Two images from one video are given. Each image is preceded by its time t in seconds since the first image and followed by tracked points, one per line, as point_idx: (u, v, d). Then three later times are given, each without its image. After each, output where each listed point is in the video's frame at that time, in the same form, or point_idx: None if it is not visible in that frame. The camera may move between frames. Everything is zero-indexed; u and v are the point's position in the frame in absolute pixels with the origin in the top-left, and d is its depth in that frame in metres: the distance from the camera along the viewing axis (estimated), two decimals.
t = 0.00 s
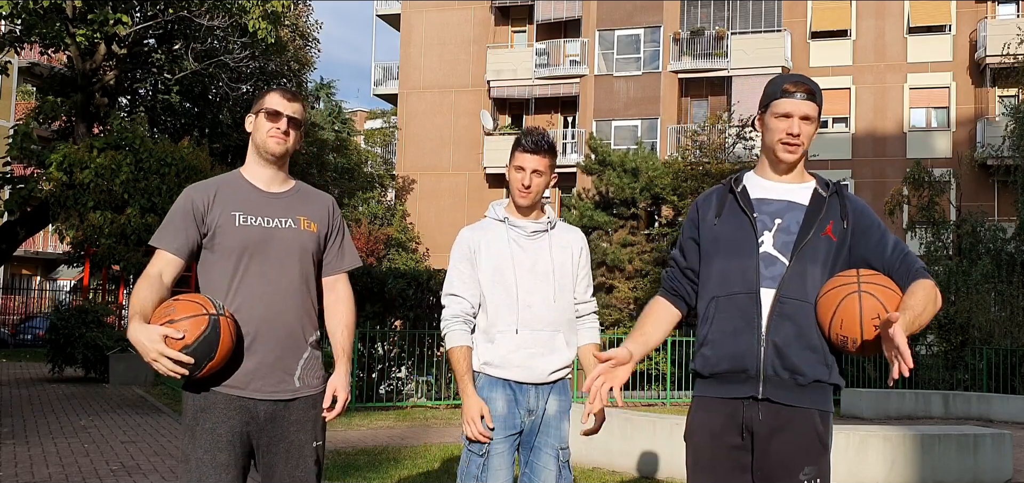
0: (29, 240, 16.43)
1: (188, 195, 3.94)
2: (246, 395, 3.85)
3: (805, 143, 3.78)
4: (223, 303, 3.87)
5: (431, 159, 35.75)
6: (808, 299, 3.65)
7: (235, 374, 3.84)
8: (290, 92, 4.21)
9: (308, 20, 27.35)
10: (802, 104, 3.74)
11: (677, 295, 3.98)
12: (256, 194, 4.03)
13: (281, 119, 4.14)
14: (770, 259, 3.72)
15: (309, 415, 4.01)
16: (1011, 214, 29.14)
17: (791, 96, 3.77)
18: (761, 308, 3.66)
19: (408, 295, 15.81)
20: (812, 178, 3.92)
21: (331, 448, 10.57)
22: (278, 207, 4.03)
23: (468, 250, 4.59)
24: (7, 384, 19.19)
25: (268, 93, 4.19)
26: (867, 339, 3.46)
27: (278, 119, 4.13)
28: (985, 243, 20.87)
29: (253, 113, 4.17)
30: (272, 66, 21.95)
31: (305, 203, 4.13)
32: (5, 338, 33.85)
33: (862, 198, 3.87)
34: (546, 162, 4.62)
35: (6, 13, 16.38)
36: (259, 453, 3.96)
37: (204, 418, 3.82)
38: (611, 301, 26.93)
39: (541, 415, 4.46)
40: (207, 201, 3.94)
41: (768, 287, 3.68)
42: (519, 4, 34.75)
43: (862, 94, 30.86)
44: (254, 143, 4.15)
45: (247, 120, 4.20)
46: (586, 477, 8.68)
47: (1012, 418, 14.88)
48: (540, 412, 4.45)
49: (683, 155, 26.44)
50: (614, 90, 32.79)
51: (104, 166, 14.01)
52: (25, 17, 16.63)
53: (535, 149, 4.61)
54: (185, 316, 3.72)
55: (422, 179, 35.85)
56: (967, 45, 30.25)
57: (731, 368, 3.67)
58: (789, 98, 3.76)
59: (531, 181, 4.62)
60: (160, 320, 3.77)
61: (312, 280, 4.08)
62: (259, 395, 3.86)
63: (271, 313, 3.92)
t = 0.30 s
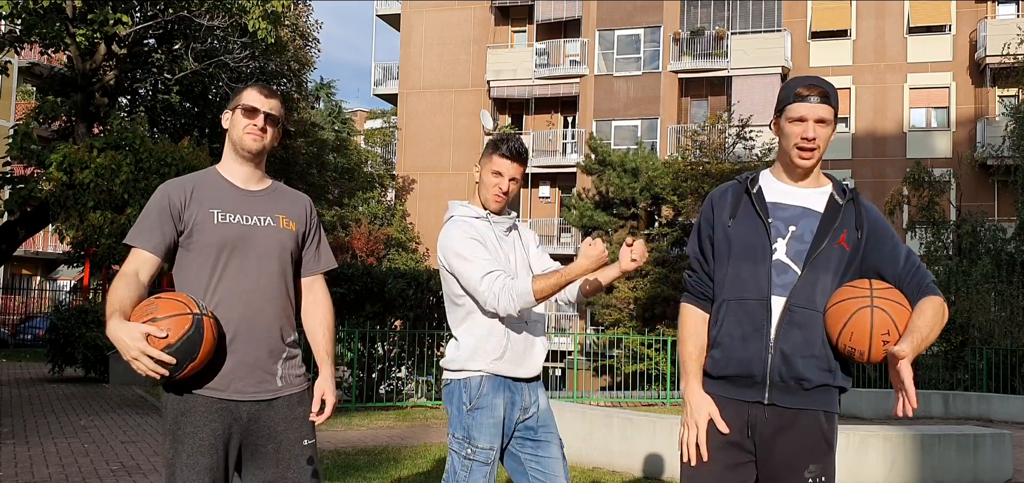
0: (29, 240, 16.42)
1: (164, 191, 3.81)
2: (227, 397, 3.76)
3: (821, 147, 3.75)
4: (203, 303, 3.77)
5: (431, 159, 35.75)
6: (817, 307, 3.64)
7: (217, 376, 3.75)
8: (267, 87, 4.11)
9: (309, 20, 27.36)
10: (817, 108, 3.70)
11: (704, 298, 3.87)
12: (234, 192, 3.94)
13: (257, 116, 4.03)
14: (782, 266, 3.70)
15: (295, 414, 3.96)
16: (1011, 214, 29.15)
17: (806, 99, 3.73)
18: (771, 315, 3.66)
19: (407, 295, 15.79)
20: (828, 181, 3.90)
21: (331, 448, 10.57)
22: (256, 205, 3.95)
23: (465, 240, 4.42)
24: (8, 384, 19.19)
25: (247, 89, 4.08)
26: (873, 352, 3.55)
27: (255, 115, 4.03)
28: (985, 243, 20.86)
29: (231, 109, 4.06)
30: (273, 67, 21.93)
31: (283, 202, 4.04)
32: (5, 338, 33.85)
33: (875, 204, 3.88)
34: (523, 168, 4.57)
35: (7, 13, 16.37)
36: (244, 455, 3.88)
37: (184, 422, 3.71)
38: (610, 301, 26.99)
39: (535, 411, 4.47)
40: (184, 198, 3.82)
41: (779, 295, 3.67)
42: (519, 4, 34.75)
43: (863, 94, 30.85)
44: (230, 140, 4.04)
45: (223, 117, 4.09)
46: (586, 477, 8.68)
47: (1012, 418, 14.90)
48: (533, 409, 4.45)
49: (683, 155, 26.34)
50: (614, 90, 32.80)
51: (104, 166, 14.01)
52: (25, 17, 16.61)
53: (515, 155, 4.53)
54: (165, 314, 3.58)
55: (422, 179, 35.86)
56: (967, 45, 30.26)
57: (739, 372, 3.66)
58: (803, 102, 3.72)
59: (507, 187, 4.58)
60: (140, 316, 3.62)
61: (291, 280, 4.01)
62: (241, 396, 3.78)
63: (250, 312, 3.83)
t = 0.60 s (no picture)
0: (29, 240, 16.42)
1: (159, 193, 3.80)
2: (226, 399, 3.76)
3: (810, 145, 3.76)
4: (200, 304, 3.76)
5: (431, 160, 35.75)
6: (812, 306, 3.63)
7: (214, 377, 3.75)
8: (261, 86, 4.12)
9: (309, 20, 27.35)
10: (808, 106, 3.72)
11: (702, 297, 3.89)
12: (228, 191, 3.93)
13: (252, 115, 4.03)
14: (776, 265, 3.70)
15: (293, 415, 3.96)
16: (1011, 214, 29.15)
17: (797, 97, 3.76)
18: (765, 314, 3.66)
19: (407, 295, 15.79)
20: (825, 181, 3.90)
21: (331, 448, 10.57)
22: (252, 205, 3.94)
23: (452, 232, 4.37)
24: (8, 384, 19.20)
25: (241, 88, 4.09)
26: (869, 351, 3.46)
27: (250, 115, 4.03)
28: (985, 243, 20.86)
29: (226, 108, 4.05)
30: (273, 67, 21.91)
31: (279, 201, 4.04)
32: (5, 338, 33.85)
33: (872, 203, 3.86)
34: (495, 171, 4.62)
35: (7, 13, 16.37)
36: (243, 457, 3.89)
37: (184, 424, 3.72)
38: (610, 301, 27.00)
39: (530, 407, 4.47)
40: (179, 199, 3.81)
41: (772, 293, 3.67)
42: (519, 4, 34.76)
43: (863, 95, 30.85)
44: (225, 140, 4.04)
45: (217, 116, 4.07)
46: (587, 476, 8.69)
47: (1012, 418, 14.90)
48: (528, 407, 4.46)
49: (683, 155, 26.31)
50: (614, 90, 32.80)
51: (104, 166, 14.01)
52: (25, 17, 16.61)
53: (487, 158, 4.57)
54: (162, 315, 3.58)
55: (422, 179, 35.87)
56: (967, 45, 30.26)
57: (734, 370, 3.67)
58: (796, 100, 3.75)
59: (479, 190, 4.61)
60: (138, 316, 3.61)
61: (288, 280, 3.99)
62: (240, 398, 3.79)
63: (246, 313, 3.83)
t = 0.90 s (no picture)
0: (29, 240, 16.42)
1: (169, 193, 3.80)
2: (234, 399, 3.76)
3: (792, 144, 3.75)
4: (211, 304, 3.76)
5: (431, 159, 35.74)
6: (791, 300, 3.57)
7: (223, 376, 3.75)
8: (272, 86, 4.13)
9: (309, 20, 27.36)
10: (785, 108, 3.73)
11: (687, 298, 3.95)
12: (237, 191, 3.92)
13: (282, 118, 4.11)
14: (755, 263, 3.69)
15: (301, 416, 3.95)
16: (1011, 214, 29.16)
17: (773, 100, 3.77)
18: (746, 311, 3.64)
19: (407, 295, 15.78)
20: (806, 179, 3.84)
21: (330, 448, 10.58)
22: (261, 205, 3.93)
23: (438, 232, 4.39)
24: (8, 384, 19.19)
25: (255, 88, 4.09)
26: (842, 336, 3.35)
27: (279, 118, 4.11)
28: (985, 243, 20.86)
29: (238, 111, 4.05)
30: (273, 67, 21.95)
31: (289, 201, 4.04)
32: (5, 338, 33.83)
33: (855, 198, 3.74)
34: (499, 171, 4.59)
35: (7, 13, 16.37)
36: (251, 457, 3.88)
37: (192, 423, 3.72)
38: (610, 301, 27.03)
39: (533, 409, 4.47)
40: (189, 200, 3.81)
41: (752, 291, 3.66)
42: (519, 4, 34.76)
43: (863, 95, 30.86)
44: (246, 139, 4.04)
45: (230, 119, 4.04)
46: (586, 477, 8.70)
47: (1012, 418, 14.90)
48: (529, 408, 4.46)
49: (683, 155, 26.33)
50: (614, 90, 32.80)
51: (104, 166, 14.01)
52: (25, 17, 16.61)
53: (493, 159, 4.54)
54: (171, 313, 3.58)
55: (422, 179, 35.87)
56: (967, 45, 30.26)
57: (718, 370, 3.65)
58: (771, 103, 3.76)
59: (485, 190, 4.59)
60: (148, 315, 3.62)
61: (297, 279, 4.00)
62: (249, 398, 3.79)
63: (256, 312, 3.83)
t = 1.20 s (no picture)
0: (29, 240, 16.42)
1: (174, 193, 3.78)
2: (240, 400, 3.76)
3: (768, 154, 3.87)
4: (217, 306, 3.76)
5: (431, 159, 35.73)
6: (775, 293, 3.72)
7: (228, 378, 3.75)
8: (276, 86, 4.12)
9: (308, 20, 27.36)
10: (757, 123, 3.82)
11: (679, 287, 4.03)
12: (241, 191, 3.92)
13: (287, 119, 4.11)
14: (742, 257, 3.82)
15: (304, 416, 3.96)
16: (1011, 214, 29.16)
17: (745, 117, 3.84)
18: (734, 305, 3.76)
19: (407, 295, 15.78)
20: (785, 180, 4.02)
21: (330, 448, 10.58)
22: (267, 207, 3.94)
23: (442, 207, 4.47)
24: (8, 384, 19.18)
25: (260, 88, 4.08)
26: (813, 327, 3.59)
27: (286, 119, 4.11)
28: (985, 243, 20.85)
29: (243, 113, 4.03)
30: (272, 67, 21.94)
31: (294, 202, 4.05)
32: (5, 338, 33.83)
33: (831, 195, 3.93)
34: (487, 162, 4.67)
35: (7, 13, 16.38)
36: (251, 458, 3.88)
37: (195, 425, 3.72)
38: (610, 301, 27.04)
39: (528, 409, 4.46)
40: (195, 200, 3.80)
41: (739, 284, 3.79)
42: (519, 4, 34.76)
43: (863, 95, 30.87)
44: (252, 139, 4.03)
45: (235, 119, 4.03)
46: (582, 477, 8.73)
47: (1012, 418, 14.89)
48: (525, 410, 4.45)
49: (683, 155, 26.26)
50: (614, 90, 32.79)
51: (104, 166, 14.01)
52: (25, 18, 16.62)
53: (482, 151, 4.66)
54: (181, 317, 3.56)
55: (422, 179, 35.85)
56: (967, 45, 30.27)
57: (706, 363, 3.77)
58: (743, 120, 3.84)
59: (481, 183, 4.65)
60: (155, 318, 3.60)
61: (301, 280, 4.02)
62: (253, 400, 3.78)
63: (264, 314, 3.84)
